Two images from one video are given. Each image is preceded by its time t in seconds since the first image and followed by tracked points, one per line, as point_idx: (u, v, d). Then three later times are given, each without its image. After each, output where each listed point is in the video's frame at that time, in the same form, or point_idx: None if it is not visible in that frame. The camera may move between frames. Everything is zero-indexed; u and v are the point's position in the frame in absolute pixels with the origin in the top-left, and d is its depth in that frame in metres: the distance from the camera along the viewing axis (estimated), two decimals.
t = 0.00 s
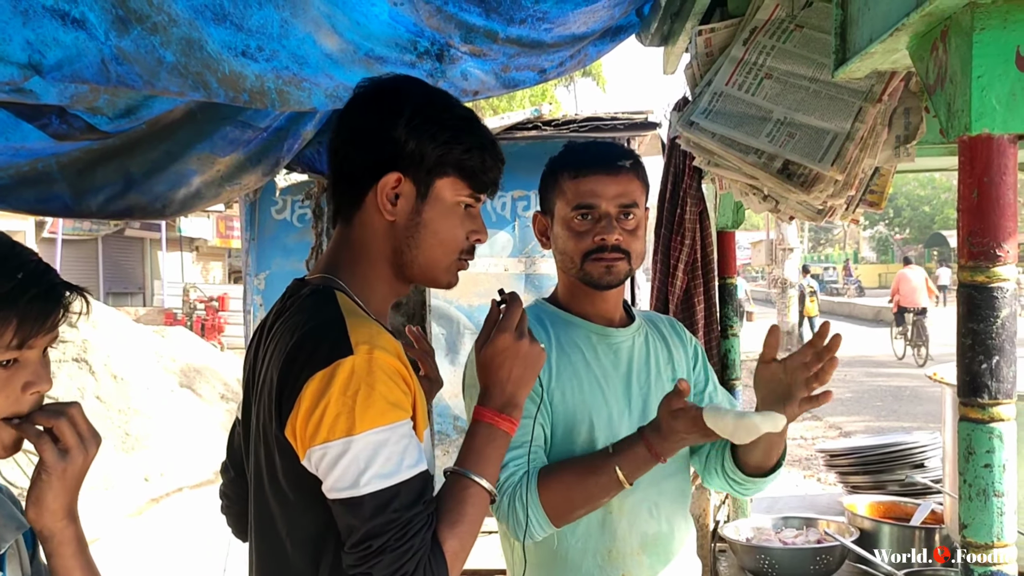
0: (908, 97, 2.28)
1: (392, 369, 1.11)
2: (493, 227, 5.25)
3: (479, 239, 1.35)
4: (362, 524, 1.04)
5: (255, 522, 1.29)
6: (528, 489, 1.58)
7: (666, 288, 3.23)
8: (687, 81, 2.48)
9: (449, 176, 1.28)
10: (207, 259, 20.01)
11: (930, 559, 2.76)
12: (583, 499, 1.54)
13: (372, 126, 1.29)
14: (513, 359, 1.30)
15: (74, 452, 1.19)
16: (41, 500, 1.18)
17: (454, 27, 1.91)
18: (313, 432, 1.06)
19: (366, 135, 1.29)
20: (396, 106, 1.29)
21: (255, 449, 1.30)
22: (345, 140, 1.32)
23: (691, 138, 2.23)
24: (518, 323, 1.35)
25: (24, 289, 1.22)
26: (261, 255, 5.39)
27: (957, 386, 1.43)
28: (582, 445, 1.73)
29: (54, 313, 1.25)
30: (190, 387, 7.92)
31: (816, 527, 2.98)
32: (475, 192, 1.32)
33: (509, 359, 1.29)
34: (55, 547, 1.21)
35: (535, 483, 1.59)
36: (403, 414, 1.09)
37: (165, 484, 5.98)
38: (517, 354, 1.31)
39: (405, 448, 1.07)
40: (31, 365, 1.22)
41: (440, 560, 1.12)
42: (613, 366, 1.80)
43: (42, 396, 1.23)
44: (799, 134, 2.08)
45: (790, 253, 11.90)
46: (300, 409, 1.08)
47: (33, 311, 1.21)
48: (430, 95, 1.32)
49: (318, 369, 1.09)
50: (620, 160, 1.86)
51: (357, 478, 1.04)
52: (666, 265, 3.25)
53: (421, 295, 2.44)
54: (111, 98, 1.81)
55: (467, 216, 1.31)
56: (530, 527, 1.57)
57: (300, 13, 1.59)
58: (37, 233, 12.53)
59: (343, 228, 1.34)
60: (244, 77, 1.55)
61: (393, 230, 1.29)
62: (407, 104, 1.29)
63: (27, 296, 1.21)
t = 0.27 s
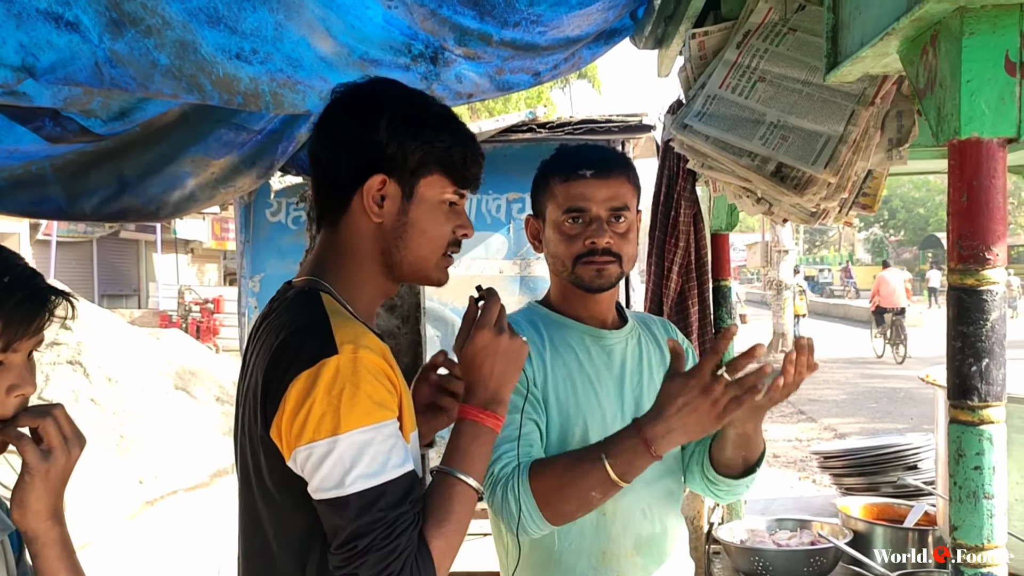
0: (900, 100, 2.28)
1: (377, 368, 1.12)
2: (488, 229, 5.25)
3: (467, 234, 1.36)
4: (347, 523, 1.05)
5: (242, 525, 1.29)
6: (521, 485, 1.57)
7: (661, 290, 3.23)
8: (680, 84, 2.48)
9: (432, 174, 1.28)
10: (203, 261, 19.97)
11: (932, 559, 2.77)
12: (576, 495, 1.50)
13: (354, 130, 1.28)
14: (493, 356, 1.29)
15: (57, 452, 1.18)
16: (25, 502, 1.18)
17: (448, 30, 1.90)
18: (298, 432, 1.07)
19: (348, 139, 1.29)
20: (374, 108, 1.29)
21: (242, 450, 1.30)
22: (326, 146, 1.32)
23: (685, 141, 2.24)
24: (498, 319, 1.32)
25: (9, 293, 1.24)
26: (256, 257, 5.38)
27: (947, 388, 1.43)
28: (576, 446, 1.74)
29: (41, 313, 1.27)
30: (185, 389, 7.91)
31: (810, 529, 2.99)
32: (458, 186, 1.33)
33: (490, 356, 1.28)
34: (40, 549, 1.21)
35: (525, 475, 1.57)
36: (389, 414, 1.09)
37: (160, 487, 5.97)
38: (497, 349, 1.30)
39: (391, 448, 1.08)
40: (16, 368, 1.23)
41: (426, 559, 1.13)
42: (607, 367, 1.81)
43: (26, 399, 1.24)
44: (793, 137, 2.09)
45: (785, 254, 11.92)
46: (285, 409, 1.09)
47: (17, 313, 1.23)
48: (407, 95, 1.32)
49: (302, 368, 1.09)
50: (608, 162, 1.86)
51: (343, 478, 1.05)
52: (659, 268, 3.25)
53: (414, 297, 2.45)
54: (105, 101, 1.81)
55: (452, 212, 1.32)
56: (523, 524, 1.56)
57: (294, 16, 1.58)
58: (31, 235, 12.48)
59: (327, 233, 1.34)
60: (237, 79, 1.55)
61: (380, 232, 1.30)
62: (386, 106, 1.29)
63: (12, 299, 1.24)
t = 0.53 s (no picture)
0: (895, 102, 2.28)
1: (322, 362, 1.15)
2: (484, 231, 5.25)
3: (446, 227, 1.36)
4: (293, 516, 1.06)
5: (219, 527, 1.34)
6: (551, 478, 1.54)
7: (656, 291, 3.24)
8: (675, 85, 2.49)
9: (404, 173, 1.28)
10: (198, 263, 19.94)
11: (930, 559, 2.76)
12: (617, 487, 1.53)
13: (326, 135, 1.28)
14: (457, 344, 1.29)
15: (40, 455, 1.22)
16: (10, 503, 1.21)
17: (443, 32, 1.88)
18: (245, 427, 1.11)
19: (320, 144, 1.28)
20: (344, 112, 1.29)
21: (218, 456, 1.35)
22: (298, 152, 1.31)
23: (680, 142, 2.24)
24: (459, 306, 1.33)
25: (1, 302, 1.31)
26: (252, 260, 5.38)
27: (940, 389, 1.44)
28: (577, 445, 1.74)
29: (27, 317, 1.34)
30: (180, 392, 7.90)
31: (805, 530, 3.00)
32: (434, 181, 1.34)
33: (454, 344, 1.28)
34: (25, 550, 1.24)
35: (563, 463, 1.57)
36: (335, 407, 1.11)
37: (155, 489, 5.95)
38: (459, 338, 1.29)
39: (339, 441, 1.09)
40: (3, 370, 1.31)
41: (376, 556, 1.10)
42: (604, 366, 1.81)
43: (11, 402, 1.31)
44: (787, 139, 2.09)
45: (781, 256, 11.94)
46: (234, 406, 1.13)
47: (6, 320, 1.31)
48: (375, 95, 1.31)
49: (248, 365, 1.14)
50: (601, 165, 1.86)
51: (287, 471, 1.06)
52: (655, 270, 3.26)
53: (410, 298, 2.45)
54: (100, 104, 1.80)
55: (430, 209, 1.32)
56: (559, 516, 1.54)
57: (289, 18, 1.58)
58: (27, 238, 12.45)
59: (305, 236, 1.35)
60: (232, 81, 1.56)
61: (358, 234, 1.30)
62: (355, 110, 1.28)
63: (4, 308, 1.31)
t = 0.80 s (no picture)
0: (889, 104, 2.29)
1: (296, 370, 1.15)
2: (480, 233, 5.25)
3: (428, 230, 1.37)
4: (265, 523, 1.07)
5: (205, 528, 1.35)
6: (527, 468, 1.54)
7: (653, 292, 3.25)
8: (672, 88, 2.51)
9: (380, 178, 1.29)
10: (195, 265, 19.92)
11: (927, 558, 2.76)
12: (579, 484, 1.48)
13: (302, 144, 1.30)
14: (445, 353, 1.28)
15: (31, 458, 1.23)
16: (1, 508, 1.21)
17: (440, 35, 1.88)
18: (220, 435, 1.12)
19: (298, 152, 1.30)
20: (318, 118, 1.30)
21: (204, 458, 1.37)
22: (278, 161, 1.33)
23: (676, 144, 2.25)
24: (450, 316, 1.33)
25: None
26: (249, 262, 5.37)
27: (934, 391, 1.44)
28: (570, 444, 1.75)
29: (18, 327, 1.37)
30: (177, 393, 7.89)
31: (802, 531, 3.00)
32: (415, 186, 1.34)
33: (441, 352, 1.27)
34: (15, 555, 1.24)
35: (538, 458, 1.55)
36: (307, 414, 1.12)
37: (153, 492, 5.94)
38: (447, 347, 1.28)
39: (312, 447, 1.10)
40: None
41: (349, 565, 1.10)
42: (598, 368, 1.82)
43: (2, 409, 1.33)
44: (782, 141, 2.10)
45: (778, 257, 11.96)
46: (208, 412, 1.15)
47: None
48: (349, 101, 1.31)
49: (221, 373, 1.15)
50: (592, 166, 1.86)
51: (259, 479, 1.07)
52: (652, 271, 3.28)
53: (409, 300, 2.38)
54: (97, 106, 1.80)
55: (411, 214, 1.33)
56: (533, 513, 1.52)
57: (286, 21, 1.59)
58: (24, 239, 12.43)
59: (288, 244, 1.37)
60: (230, 84, 1.55)
61: (337, 241, 1.31)
62: (329, 117, 1.29)
63: None
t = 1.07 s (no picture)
0: (886, 105, 2.30)
1: (295, 369, 1.16)
2: (478, 233, 5.26)
3: (418, 233, 1.38)
4: (269, 521, 1.07)
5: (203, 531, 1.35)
6: (554, 471, 1.54)
7: (650, 293, 3.26)
8: (670, 89, 2.51)
9: (373, 180, 1.30)
10: (193, 266, 19.91)
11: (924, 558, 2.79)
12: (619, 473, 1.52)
13: (294, 146, 1.29)
14: (445, 351, 1.29)
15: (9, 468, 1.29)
16: None
17: (438, 36, 1.88)
18: (222, 435, 1.12)
19: (288, 154, 1.30)
20: (310, 119, 1.30)
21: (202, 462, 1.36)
22: (270, 162, 1.33)
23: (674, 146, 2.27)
24: (449, 315, 1.35)
25: None
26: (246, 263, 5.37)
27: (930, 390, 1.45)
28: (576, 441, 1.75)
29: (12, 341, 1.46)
30: (175, 395, 7.89)
31: (799, 531, 3.01)
32: (410, 189, 1.36)
33: (441, 350, 1.28)
34: None
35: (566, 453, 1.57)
36: (308, 412, 1.12)
37: (150, 493, 5.94)
38: (447, 344, 1.29)
39: (314, 445, 1.10)
40: None
41: (353, 560, 1.10)
42: (600, 367, 1.82)
43: None
44: (780, 142, 2.11)
45: (776, 257, 11.97)
46: (210, 413, 1.15)
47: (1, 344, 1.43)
48: (340, 103, 1.32)
49: (222, 374, 1.15)
50: (598, 167, 1.87)
51: (263, 477, 1.07)
52: (649, 271, 3.29)
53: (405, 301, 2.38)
54: (95, 107, 1.80)
55: (402, 217, 1.34)
56: (563, 509, 1.53)
57: (284, 23, 1.59)
58: (21, 240, 12.41)
59: (281, 245, 1.37)
60: (228, 85, 1.57)
61: (329, 242, 1.32)
62: (321, 117, 1.30)
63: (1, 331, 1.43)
